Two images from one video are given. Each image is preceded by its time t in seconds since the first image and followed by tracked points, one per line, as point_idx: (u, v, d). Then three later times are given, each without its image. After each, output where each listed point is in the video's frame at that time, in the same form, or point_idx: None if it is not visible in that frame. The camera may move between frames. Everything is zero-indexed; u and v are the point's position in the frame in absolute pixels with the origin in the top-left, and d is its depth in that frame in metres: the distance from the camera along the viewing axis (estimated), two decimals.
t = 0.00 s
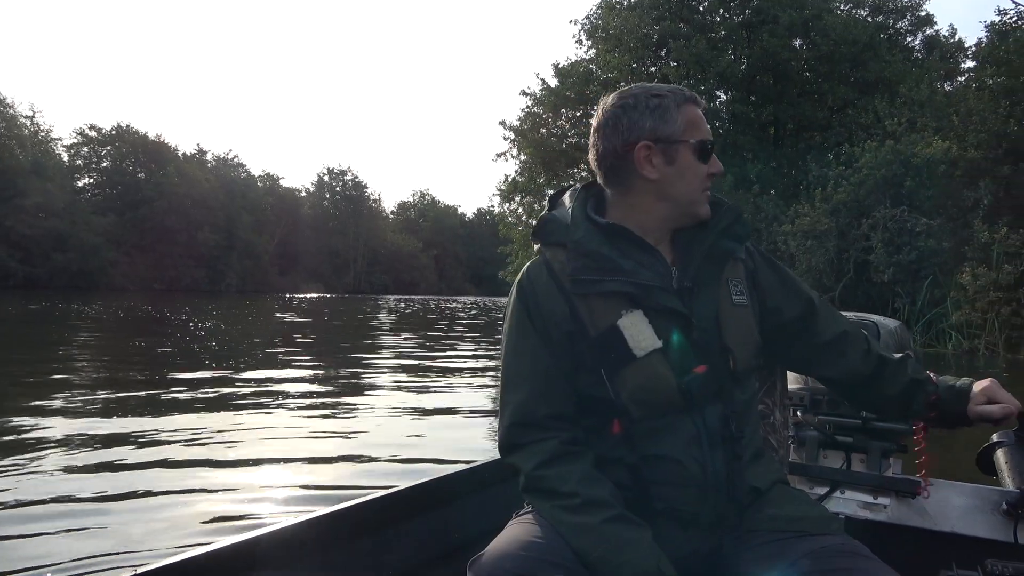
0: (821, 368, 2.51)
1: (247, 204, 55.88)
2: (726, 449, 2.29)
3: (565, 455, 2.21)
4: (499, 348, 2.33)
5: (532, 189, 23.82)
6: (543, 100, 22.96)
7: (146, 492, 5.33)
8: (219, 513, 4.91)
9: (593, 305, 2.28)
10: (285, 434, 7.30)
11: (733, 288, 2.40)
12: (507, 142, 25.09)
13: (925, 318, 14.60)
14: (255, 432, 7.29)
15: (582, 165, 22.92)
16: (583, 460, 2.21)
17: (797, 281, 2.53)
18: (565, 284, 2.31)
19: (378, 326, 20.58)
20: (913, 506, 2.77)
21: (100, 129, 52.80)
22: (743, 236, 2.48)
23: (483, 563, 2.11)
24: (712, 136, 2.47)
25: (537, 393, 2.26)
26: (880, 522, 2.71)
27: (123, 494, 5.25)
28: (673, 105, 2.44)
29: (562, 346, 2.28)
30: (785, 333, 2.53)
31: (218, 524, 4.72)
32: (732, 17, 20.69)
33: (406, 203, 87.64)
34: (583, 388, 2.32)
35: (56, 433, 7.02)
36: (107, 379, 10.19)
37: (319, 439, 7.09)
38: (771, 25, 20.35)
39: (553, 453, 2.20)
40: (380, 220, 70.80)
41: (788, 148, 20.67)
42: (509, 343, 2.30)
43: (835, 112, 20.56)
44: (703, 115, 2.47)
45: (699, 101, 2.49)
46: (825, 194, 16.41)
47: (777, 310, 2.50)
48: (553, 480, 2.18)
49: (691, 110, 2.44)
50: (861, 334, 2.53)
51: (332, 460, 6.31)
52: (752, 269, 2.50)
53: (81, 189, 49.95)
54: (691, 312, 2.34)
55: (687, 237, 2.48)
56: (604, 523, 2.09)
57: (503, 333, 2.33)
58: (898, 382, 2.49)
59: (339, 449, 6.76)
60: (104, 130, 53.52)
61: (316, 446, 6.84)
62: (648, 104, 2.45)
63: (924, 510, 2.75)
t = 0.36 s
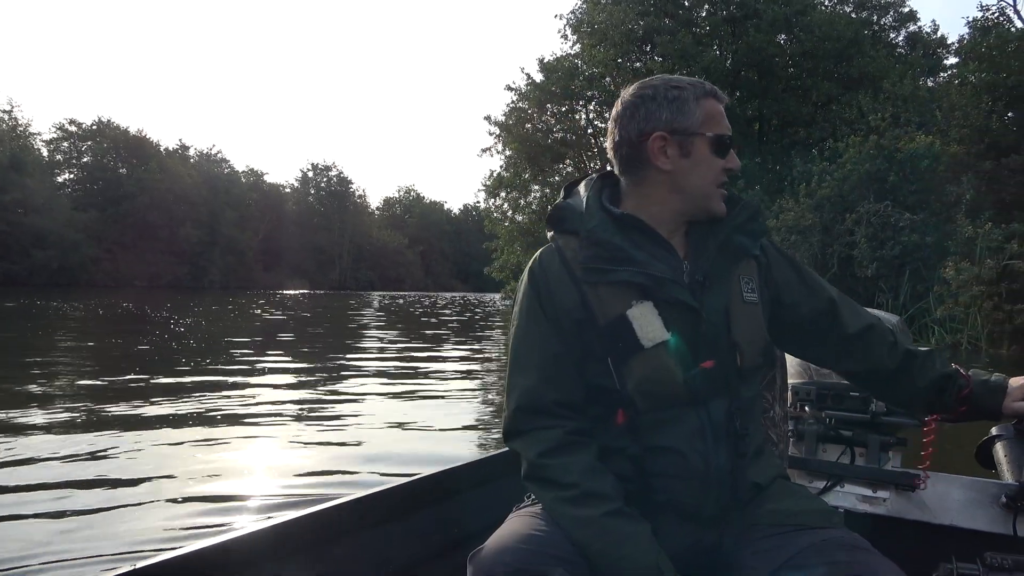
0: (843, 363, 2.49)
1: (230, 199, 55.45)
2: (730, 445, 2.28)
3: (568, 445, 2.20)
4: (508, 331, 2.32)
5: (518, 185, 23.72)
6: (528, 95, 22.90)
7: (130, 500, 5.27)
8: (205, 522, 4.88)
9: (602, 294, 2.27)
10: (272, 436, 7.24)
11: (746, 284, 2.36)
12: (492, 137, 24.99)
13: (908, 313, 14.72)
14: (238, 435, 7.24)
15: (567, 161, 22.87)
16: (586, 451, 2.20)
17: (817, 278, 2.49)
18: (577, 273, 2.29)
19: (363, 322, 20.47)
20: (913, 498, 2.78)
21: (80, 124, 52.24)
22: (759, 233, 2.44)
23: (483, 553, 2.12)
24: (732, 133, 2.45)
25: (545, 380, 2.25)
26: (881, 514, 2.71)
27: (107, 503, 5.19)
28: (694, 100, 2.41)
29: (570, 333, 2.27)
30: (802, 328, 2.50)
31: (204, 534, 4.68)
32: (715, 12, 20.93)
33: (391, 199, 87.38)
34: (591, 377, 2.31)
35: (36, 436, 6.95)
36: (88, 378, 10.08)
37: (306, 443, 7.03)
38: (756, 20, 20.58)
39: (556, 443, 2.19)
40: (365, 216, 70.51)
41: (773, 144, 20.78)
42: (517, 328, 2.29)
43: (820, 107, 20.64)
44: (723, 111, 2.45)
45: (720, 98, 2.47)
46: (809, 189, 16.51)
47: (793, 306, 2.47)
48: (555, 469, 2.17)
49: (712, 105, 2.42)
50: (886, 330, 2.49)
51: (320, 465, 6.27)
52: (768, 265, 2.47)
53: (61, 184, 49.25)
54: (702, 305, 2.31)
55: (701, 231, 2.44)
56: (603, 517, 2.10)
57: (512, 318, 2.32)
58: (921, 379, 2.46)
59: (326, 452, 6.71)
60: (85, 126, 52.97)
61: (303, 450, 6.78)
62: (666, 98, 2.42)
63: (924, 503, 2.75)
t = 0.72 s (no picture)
0: (875, 362, 2.52)
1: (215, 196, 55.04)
2: (731, 444, 2.32)
3: (573, 432, 2.24)
4: (527, 313, 2.36)
5: (504, 180, 23.62)
6: (515, 90, 22.88)
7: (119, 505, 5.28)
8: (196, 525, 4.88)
9: (617, 285, 2.31)
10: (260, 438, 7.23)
11: (766, 287, 2.39)
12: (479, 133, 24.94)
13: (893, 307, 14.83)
14: (222, 436, 7.26)
15: (554, 156, 22.80)
16: (592, 438, 2.24)
17: (849, 278, 2.50)
18: (595, 262, 2.33)
19: (351, 319, 20.38)
20: (911, 493, 2.78)
21: (62, 121, 51.66)
22: (783, 237, 2.47)
23: (483, 543, 2.14)
24: (668, 111, 2.44)
25: (558, 365, 2.28)
26: (879, 508, 2.70)
27: (95, 508, 5.19)
28: (635, 94, 2.53)
29: (584, 319, 2.31)
30: (826, 326, 2.52)
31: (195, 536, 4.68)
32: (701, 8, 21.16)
33: (378, 195, 87.12)
34: (602, 364, 2.35)
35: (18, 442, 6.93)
36: (73, 377, 10.02)
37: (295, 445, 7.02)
38: (741, 16, 20.71)
39: (563, 426, 2.23)
40: (351, 213, 70.27)
41: (758, 138, 20.89)
42: (536, 310, 2.33)
43: (805, 101, 20.73)
44: (666, 91, 2.46)
45: (673, 77, 2.46)
46: (794, 183, 16.63)
47: (819, 304, 2.49)
48: (558, 453, 2.21)
49: (650, 92, 2.48)
50: (918, 330, 2.49)
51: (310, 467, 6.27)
52: (794, 266, 2.49)
53: (43, 181, 48.64)
54: (716, 306, 2.34)
55: (724, 231, 2.46)
56: (600, 506, 2.13)
57: (532, 300, 2.36)
58: (949, 378, 2.49)
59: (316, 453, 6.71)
60: (67, 122, 52.40)
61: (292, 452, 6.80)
62: (627, 98, 2.58)
63: (922, 496, 2.76)
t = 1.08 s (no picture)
0: (903, 364, 2.61)
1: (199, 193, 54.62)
2: (728, 446, 2.42)
3: (575, 425, 2.40)
4: (542, 304, 2.53)
5: (489, 177, 23.53)
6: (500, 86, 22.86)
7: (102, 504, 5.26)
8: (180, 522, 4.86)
9: (624, 288, 2.46)
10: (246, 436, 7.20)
11: (779, 297, 2.49)
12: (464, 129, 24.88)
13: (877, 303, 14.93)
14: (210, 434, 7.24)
15: (539, 153, 23.08)
16: (592, 433, 2.40)
17: (875, 286, 2.59)
18: (605, 263, 2.50)
19: (337, 317, 20.28)
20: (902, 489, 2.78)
21: (41, 116, 51.05)
22: (803, 245, 2.55)
23: (472, 532, 2.28)
24: (679, 113, 2.56)
25: (566, 359, 2.44)
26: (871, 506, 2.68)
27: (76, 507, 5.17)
28: (647, 99, 2.66)
29: (592, 318, 2.47)
30: (845, 328, 2.62)
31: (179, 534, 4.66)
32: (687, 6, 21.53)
33: (363, 192, 86.72)
34: (609, 360, 2.51)
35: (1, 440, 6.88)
36: (54, 376, 9.93)
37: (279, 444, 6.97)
38: (725, 13, 20.83)
39: (563, 419, 2.39)
40: (335, 210, 69.91)
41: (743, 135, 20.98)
42: (550, 305, 2.49)
43: (789, 98, 20.83)
44: (676, 94, 2.58)
45: (681, 80, 2.59)
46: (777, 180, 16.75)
47: (839, 308, 2.59)
48: (557, 445, 2.36)
49: (661, 96, 2.61)
50: (943, 335, 2.59)
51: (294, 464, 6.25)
52: (816, 274, 2.57)
53: (22, 178, 48.02)
54: (722, 315, 2.45)
55: (741, 235, 2.55)
56: (592, 500, 2.27)
57: (546, 292, 2.54)
58: (965, 385, 2.59)
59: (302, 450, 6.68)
60: (46, 118, 51.76)
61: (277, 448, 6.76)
62: (641, 102, 2.72)
63: (913, 493, 2.76)
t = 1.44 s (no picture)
0: (913, 367, 2.64)
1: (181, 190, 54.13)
2: (729, 446, 2.43)
3: (578, 419, 2.41)
4: (553, 297, 2.55)
5: (475, 175, 23.48)
6: (485, 84, 22.86)
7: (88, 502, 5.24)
8: (168, 522, 4.84)
9: (633, 284, 2.48)
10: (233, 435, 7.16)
11: (788, 301, 2.49)
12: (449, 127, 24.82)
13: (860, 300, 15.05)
14: (195, 433, 7.20)
15: (525, 151, 23.15)
16: (595, 429, 2.41)
17: (891, 290, 2.60)
18: (614, 258, 2.51)
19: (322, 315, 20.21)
20: (895, 485, 2.80)
21: (21, 112, 50.41)
22: (816, 247, 2.55)
23: (467, 526, 2.32)
24: (695, 112, 2.57)
25: (573, 351, 2.45)
26: (865, 502, 2.69)
27: (61, 506, 5.13)
28: (663, 98, 2.68)
29: (600, 312, 2.49)
30: (857, 329, 2.64)
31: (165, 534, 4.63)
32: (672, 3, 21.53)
33: (349, 189, 86.33)
34: (616, 356, 2.52)
35: None
36: (36, 375, 9.84)
37: (266, 442, 6.92)
38: (710, 11, 20.95)
39: (567, 413, 2.40)
40: (320, 207, 69.53)
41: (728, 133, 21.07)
42: (561, 298, 2.52)
43: (774, 97, 20.92)
44: (692, 93, 2.59)
45: (697, 80, 2.60)
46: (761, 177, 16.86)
47: (851, 310, 2.61)
48: (559, 438, 2.37)
49: (677, 95, 2.62)
50: (957, 339, 2.61)
51: (281, 463, 6.22)
52: (828, 278, 2.58)
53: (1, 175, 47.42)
54: (729, 316, 2.45)
55: (753, 236, 2.55)
56: (589, 496, 2.29)
57: (558, 284, 2.57)
58: (984, 383, 2.61)
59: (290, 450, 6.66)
60: (25, 113, 51.13)
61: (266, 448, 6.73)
62: (658, 101, 2.73)
63: (907, 490, 2.77)
